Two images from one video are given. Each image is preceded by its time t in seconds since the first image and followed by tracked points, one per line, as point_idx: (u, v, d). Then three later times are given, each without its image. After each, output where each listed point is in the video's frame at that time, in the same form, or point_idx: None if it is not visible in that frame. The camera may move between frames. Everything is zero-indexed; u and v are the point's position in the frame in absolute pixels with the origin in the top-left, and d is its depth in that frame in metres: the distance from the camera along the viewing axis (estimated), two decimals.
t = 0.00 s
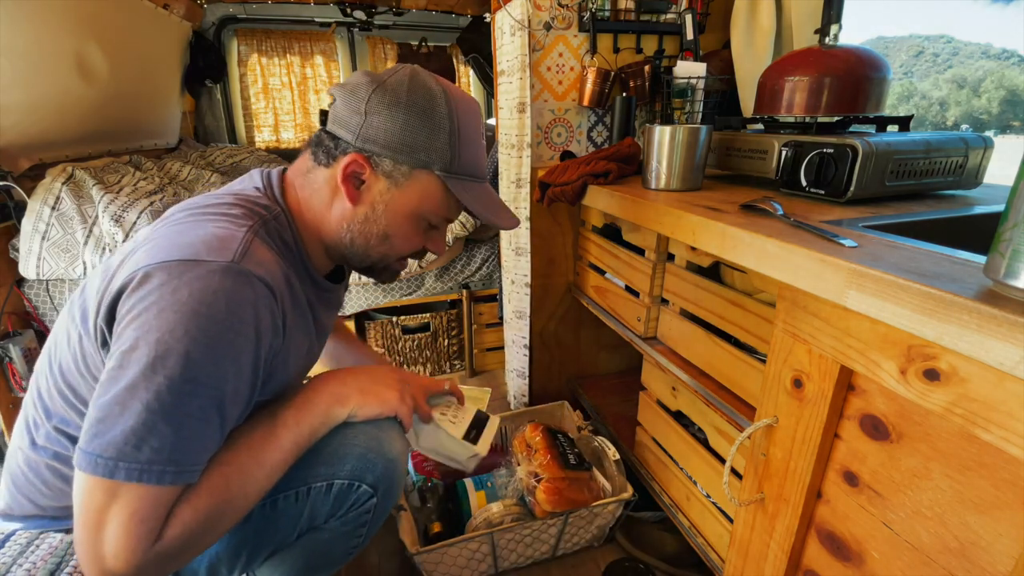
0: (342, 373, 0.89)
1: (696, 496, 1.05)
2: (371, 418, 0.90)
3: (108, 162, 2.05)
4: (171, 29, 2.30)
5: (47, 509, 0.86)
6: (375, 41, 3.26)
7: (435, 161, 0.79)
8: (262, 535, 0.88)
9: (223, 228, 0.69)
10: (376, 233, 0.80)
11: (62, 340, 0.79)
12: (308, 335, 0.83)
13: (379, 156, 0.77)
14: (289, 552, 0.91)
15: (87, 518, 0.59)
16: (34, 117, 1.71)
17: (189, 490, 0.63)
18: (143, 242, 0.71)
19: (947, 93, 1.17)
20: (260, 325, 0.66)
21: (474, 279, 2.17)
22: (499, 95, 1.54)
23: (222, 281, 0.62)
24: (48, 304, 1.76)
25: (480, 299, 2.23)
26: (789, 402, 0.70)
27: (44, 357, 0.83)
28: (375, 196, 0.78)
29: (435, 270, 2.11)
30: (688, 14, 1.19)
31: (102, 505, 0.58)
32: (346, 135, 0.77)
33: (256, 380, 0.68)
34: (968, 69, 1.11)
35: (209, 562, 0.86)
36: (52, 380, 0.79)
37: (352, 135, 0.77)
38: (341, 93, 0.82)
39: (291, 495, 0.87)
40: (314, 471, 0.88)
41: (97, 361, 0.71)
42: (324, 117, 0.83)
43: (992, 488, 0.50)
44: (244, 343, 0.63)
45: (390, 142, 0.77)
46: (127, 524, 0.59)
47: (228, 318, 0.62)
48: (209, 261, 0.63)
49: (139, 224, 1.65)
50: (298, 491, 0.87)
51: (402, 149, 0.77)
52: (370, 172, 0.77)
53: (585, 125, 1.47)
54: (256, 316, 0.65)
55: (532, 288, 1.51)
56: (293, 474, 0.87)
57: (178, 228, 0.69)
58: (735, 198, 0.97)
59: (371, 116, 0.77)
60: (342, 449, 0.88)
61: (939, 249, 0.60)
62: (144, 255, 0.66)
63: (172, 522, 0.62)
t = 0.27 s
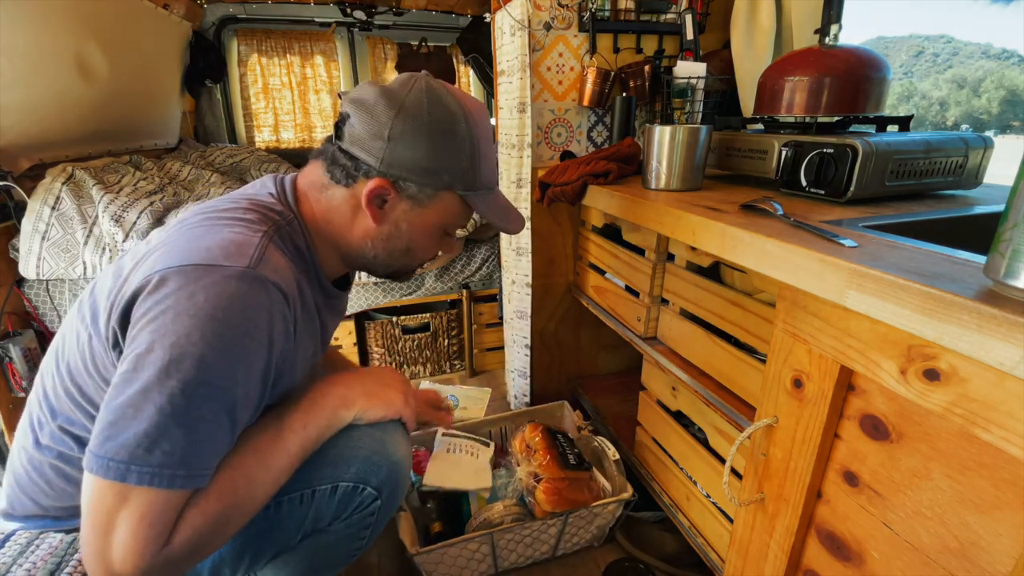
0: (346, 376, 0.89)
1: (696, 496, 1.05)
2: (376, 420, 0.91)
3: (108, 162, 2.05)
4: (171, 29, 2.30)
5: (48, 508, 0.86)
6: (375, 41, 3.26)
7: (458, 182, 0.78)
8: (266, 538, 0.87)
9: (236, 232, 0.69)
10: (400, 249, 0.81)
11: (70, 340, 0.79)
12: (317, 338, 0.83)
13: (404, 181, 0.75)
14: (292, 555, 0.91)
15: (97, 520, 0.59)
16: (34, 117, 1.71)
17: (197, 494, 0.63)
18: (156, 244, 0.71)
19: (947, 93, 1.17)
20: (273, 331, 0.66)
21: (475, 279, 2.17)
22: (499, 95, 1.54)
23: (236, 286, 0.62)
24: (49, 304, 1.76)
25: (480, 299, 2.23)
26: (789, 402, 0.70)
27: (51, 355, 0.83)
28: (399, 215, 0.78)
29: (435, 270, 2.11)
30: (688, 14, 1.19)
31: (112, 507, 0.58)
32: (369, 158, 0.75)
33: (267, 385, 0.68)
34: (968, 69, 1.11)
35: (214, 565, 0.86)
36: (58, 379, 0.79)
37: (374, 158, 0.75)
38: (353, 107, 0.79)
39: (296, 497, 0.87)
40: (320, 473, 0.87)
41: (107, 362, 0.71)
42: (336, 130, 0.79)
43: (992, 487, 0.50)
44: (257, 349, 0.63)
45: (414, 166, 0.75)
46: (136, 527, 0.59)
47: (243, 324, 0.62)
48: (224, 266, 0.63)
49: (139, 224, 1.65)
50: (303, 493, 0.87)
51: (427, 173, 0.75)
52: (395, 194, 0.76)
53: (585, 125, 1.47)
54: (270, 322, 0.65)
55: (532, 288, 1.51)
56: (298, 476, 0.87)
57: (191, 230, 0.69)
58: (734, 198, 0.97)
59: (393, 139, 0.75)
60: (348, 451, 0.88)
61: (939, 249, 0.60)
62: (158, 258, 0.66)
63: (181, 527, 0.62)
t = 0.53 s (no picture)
0: (347, 374, 0.90)
1: (696, 496, 1.05)
2: (378, 418, 0.91)
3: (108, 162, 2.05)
4: (171, 29, 2.29)
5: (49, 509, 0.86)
6: (375, 41, 3.26)
7: (454, 178, 0.78)
8: (270, 534, 0.88)
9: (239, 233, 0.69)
10: (397, 246, 0.82)
11: (72, 340, 0.79)
12: (319, 337, 0.83)
13: (399, 179, 0.76)
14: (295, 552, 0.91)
15: (105, 521, 0.59)
16: (34, 117, 1.71)
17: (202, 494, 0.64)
18: (159, 245, 0.71)
19: (947, 93, 1.17)
20: (276, 331, 0.66)
21: (474, 279, 2.17)
22: (499, 95, 1.54)
23: (240, 287, 0.62)
24: (48, 304, 1.76)
25: (480, 299, 2.23)
26: (789, 402, 0.70)
27: (53, 355, 0.83)
28: (395, 214, 0.78)
29: (435, 270, 2.11)
30: (688, 14, 1.19)
31: (119, 508, 0.58)
32: (363, 158, 0.75)
33: (270, 385, 0.68)
34: (968, 69, 1.11)
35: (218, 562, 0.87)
36: (60, 378, 0.79)
37: (369, 158, 0.75)
38: (346, 106, 0.79)
39: (299, 494, 0.87)
40: (323, 470, 0.87)
41: (110, 362, 0.71)
42: (330, 130, 0.79)
43: (993, 488, 0.50)
44: (261, 349, 0.63)
45: (409, 164, 0.75)
46: (144, 527, 0.59)
47: (246, 325, 0.62)
48: (227, 267, 0.63)
49: (139, 224, 1.65)
50: (306, 490, 0.87)
51: (422, 171, 0.76)
52: (390, 193, 0.76)
53: (585, 125, 1.47)
54: (273, 322, 0.65)
55: (532, 288, 1.51)
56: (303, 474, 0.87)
57: (194, 231, 0.69)
58: (734, 198, 0.97)
59: (387, 139, 0.75)
60: (350, 449, 0.88)
61: (939, 249, 0.60)
62: (161, 259, 0.66)
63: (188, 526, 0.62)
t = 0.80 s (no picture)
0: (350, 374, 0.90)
1: (696, 496, 1.05)
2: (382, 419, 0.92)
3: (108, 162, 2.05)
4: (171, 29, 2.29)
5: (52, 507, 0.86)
6: (375, 41, 3.26)
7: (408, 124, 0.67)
8: (272, 536, 0.87)
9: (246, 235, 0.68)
10: (368, 218, 0.73)
11: (77, 339, 0.79)
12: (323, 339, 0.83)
13: (353, 135, 0.69)
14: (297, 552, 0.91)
15: (110, 522, 0.59)
16: (34, 117, 1.71)
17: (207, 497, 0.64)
18: (165, 245, 0.71)
19: (947, 93, 1.17)
20: (282, 335, 0.66)
21: (475, 279, 2.17)
22: (499, 95, 1.54)
23: (247, 291, 0.62)
24: (48, 304, 1.76)
25: (480, 299, 2.23)
26: (789, 402, 0.70)
27: (58, 353, 0.84)
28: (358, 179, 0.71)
29: (435, 270, 2.11)
30: (688, 14, 1.19)
31: (124, 509, 0.58)
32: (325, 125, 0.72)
33: (275, 387, 0.68)
34: (968, 69, 1.11)
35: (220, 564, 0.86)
36: (66, 377, 0.79)
37: (330, 122, 0.72)
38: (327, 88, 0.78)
39: (303, 494, 0.87)
40: (327, 471, 0.87)
41: (116, 362, 0.71)
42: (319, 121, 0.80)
43: (992, 487, 0.50)
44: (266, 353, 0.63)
45: (359, 116, 0.68)
46: (148, 529, 0.59)
47: (253, 329, 0.62)
48: (234, 271, 0.62)
49: (139, 224, 1.65)
50: (310, 490, 0.87)
51: (371, 121, 0.68)
52: (348, 153, 0.70)
53: (585, 125, 1.47)
54: (280, 326, 0.65)
55: (532, 288, 1.51)
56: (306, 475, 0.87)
57: (201, 232, 0.69)
58: (734, 198, 0.97)
59: (342, 98, 0.70)
60: (355, 449, 0.88)
61: (939, 249, 0.60)
62: (168, 261, 0.65)
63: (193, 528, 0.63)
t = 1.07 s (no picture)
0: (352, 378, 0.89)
1: (696, 496, 1.05)
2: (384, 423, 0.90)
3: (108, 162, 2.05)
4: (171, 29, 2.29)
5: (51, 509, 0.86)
6: (375, 41, 3.26)
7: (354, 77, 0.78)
8: (274, 539, 0.88)
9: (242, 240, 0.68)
10: (322, 174, 0.76)
11: (77, 343, 0.78)
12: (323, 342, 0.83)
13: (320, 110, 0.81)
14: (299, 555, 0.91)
15: (114, 531, 0.59)
16: (34, 117, 1.71)
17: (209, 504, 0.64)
18: (162, 251, 0.71)
19: (947, 93, 1.17)
20: (280, 339, 0.65)
21: (475, 279, 2.17)
22: (499, 95, 1.54)
23: (242, 296, 0.62)
24: (48, 304, 1.76)
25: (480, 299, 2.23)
26: (789, 402, 0.70)
27: (58, 357, 0.84)
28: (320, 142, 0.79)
29: (435, 270, 2.11)
30: (688, 14, 1.19)
31: (128, 519, 0.58)
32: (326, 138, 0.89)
33: (275, 391, 0.68)
34: (968, 69, 1.11)
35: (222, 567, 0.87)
36: (66, 381, 0.79)
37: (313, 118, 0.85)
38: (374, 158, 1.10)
39: (304, 498, 0.87)
40: (328, 474, 0.87)
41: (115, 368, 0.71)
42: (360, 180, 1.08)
43: (992, 487, 0.50)
44: (264, 358, 0.63)
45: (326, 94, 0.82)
46: (151, 539, 0.59)
47: (250, 334, 0.61)
48: (229, 276, 0.62)
49: (139, 224, 1.65)
50: (311, 494, 0.87)
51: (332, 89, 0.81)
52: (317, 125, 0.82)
53: (585, 125, 1.47)
54: (277, 331, 0.65)
55: (532, 288, 1.51)
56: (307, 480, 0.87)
57: (197, 237, 0.69)
58: (734, 198, 0.97)
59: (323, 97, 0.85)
60: (356, 453, 0.88)
61: (939, 249, 0.60)
62: (165, 267, 0.65)
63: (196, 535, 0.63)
